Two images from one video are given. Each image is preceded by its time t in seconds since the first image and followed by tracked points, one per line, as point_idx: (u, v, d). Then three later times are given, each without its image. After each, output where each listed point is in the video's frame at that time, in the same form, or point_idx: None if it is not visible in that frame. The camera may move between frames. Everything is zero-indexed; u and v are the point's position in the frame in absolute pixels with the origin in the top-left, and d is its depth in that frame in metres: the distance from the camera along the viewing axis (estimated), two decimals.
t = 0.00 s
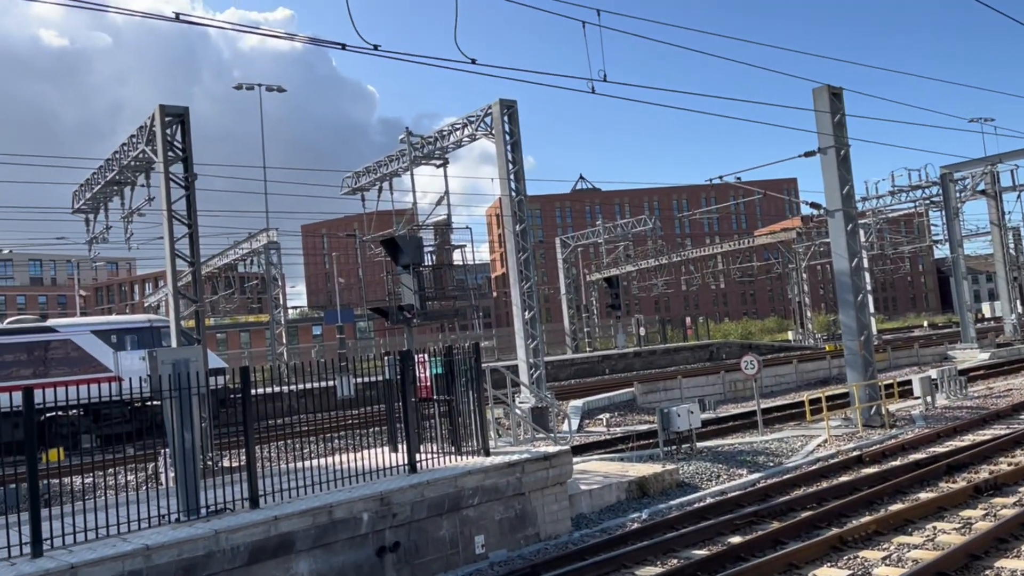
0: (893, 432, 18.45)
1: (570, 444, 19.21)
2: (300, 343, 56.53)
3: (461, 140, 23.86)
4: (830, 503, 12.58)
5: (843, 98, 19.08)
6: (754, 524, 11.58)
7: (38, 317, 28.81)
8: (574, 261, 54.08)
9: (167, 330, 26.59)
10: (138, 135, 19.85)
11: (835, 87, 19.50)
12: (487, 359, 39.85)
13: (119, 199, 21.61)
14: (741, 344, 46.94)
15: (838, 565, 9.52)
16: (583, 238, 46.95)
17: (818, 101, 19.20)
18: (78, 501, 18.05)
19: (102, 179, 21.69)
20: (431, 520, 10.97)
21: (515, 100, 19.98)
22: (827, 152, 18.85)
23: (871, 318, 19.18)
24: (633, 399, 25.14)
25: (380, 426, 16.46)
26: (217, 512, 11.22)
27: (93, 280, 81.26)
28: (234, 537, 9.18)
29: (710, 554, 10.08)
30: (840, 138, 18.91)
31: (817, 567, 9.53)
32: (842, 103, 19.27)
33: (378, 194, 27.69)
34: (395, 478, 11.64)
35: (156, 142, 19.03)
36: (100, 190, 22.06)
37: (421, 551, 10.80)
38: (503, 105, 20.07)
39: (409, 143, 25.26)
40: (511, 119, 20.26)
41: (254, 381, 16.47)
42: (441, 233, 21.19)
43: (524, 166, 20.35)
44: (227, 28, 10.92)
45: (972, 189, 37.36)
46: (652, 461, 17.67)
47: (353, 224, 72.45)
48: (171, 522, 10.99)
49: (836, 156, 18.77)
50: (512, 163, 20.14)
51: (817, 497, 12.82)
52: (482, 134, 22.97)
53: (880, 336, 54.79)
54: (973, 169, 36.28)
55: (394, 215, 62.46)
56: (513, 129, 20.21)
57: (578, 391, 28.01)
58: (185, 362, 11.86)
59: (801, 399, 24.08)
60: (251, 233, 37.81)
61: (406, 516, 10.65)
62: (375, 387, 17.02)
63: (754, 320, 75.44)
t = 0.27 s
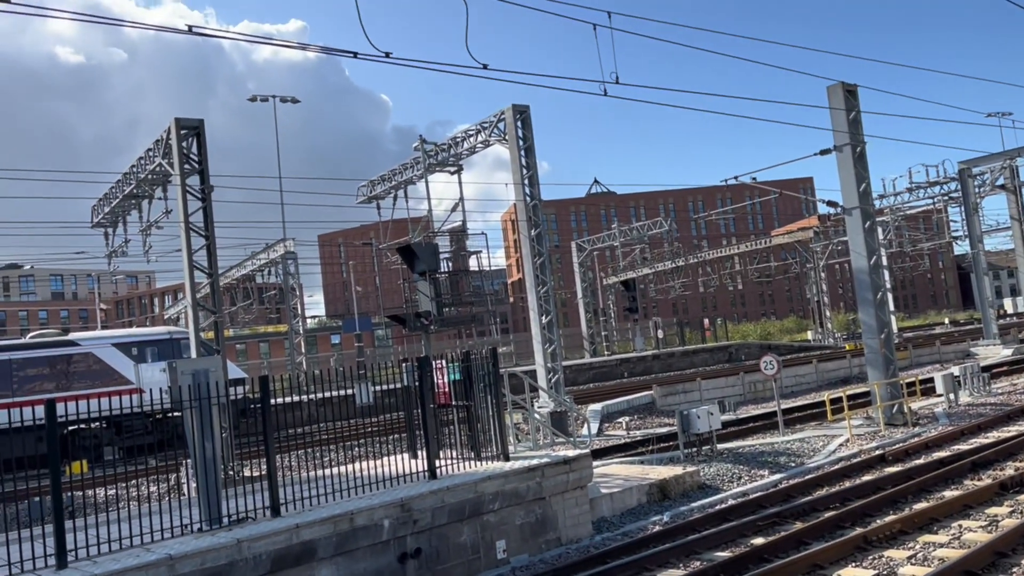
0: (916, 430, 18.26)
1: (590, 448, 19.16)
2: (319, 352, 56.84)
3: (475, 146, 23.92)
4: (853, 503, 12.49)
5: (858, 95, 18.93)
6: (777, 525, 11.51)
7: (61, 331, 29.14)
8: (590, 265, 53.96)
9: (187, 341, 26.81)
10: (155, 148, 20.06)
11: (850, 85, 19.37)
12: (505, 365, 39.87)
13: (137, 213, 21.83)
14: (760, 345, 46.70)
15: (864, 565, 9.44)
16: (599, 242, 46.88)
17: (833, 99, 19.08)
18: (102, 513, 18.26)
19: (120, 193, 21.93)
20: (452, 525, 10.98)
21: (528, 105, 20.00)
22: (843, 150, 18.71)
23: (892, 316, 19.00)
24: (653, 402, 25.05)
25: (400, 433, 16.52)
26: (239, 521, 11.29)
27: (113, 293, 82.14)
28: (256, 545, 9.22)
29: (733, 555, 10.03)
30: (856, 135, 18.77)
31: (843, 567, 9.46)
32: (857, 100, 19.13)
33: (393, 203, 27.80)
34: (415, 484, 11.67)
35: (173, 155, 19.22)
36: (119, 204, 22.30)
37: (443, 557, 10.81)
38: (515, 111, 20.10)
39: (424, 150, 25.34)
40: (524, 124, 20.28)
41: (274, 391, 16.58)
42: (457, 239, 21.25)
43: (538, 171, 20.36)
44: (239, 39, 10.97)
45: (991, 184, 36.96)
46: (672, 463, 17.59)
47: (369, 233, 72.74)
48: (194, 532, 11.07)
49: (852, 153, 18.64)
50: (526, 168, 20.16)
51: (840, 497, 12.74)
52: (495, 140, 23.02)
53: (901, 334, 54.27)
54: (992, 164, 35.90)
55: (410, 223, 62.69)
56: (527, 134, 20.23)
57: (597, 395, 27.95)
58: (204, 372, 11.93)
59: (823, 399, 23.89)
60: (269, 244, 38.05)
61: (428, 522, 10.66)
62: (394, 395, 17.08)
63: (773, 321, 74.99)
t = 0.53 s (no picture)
0: (934, 427, 18.12)
1: (605, 450, 19.11)
2: (333, 358, 57.01)
3: (485, 150, 23.94)
4: (871, 502, 12.43)
5: (868, 91, 18.82)
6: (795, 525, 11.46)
7: (77, 343, 29.35)
8: (602, 267, 53.85)
9: (202, 350, 26.95)
10: (166, 159, 20.19)
11: (860, 81, 19.25)
12: (519, 368, 39.84)
13: (150, 223, 21.97)
14: (775, 344, 46.50)
15: (884, 564, 9.39)
16: (611, 244, 46.80)
17: (843, 95, 18.96)
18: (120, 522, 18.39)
19: (133, 204, 22.09)
20: (469, 529, 10.98)
21: (536, 108, 20.00)
22: (854, 146, 18.58)
23: (907, 313, 18.85)
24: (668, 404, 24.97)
25: (415, 438, 16.55)
26: (256, 528, 11.32)
27: (128, 303, 82.66)
28: (273, 552, 9.24)
29: (752, 555, 10.00)
30: (867, 131, 18.63)
31: (862, 566, 9.41)
32: (868, 96, 19.01)
33: (404, 208, 27.85)
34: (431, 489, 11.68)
35: (185, 165, 19.35)
36: (132, 215, 22.46)
37: (460, 562, 10.81)
38: (524, 114, 20.10)
39: (433, 156, 25.39)
40: (533, 127, 20.28)
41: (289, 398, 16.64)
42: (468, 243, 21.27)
43: (548, 174, 20.35)
44: (247, 48, 11.01)
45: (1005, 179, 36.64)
46: (688, 465, 17.53)
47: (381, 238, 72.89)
48: (211, 540, 11.11)
49: (864, 150, 18.50)
50: (536, 171, 20.15)
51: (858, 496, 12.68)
52: (504, 143, 23.02)
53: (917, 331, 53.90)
54: (1006, 158, 35.59)
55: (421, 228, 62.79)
56: (536, 137, 20.22)
57: (612, 397, 27.89)
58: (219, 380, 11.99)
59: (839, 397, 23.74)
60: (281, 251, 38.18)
61: (444, 526, 10.67)
62: (408, 400, 17.12)
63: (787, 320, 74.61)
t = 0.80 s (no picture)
0: (946, 425, 18.02)
1: (615, 452, 19.07)
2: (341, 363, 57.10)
3: (490, 153, 23.97)
4: (883, 500, 12.42)
5: (874, 88, 18.79)
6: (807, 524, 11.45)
7: (87, 351, 29.48)
8: (609, 269, 53.81)
9: (211, 356, 27.04)
10: (174, 166, 20.29)
11: (865, 78, 19.22)
12: (527, 371, 39.79)
13: (158, 231, 22.05)
14: (784, 343, 46.36)
15: (898, 563, 9.38)
16: (617, 245, 46.74)
17: (848, 93, 18.93)
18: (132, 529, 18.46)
19: (141, 212, 22.20)
20: (480, 533, 10.97)
21: (541, 110, 20.01)
22: (861, 144, 18.54)
23: (916, 310, 18.77)
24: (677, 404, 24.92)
25: (424, 441, 16.56)
26: (266, 534, 11.33)
27: (138, 311, 83.06)
28: (284, 558, 9.25)
29: (764, 555, 10.00)
30: (873, 129, 18.60)
31: (876, 565, 9.40)
32: (873, 93, 18.97)
33: (411, 212, 27.88)
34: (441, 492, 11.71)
35: (191, 173, 19.45)
36: (140, 223, 22.57)
37: (471, 565, 10.79)
38: (530, 117, 20.13)
39: (439, 159, 25.42)
40: (538, 129, 20.30)
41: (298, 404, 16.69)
42: (475, 247, 21.28)
43: (554, 176, 20.36)
44: (253, 55, 11.05)
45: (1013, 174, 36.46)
46: (699, 465, 17.48)
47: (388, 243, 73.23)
48: (222, 546, 11.12)
49: (870, 147, 18.47)
50: (542, 173, 20.17)
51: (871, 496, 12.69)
52: (510, 146, 23.06)
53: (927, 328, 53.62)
54: (1014, 154, 35.44)
55: (428, 232, 62.86)
56: (541, 139, 20.24)
57: (621, 398, 27.84)
58: (228, 387, 12.01)
59: (849, 396, 23.65)
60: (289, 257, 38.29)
61: (454, 530, 10.67)
62: (417, 405, 17.12)
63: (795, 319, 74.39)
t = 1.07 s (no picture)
0: (952, 420, 17.96)
1: (620, 451, 19.06)
2: (346, 365, 57.13)
3: (492, 154, 23.98)
4: (889, 497, 12.42)
5: (875, 85, 18.75)
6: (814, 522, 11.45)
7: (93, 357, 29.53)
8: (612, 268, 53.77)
9: (216, 360, 27.08)
10: (176, 171, 20.32)
11: (867, 74, 19.18)
12: (532, 371, 39.75)
13: (161, 236, 22.08)
14: (789, 341, 46.27)
15: (904, 559, 9.37)
16: (620, 244, 46.67)
17: (850, 89, 18.90)
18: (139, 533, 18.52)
19: (144, 218, 22.25)
20: (486, 533, 10.98)
21: (542, 110, 20.00)
22: (863, 140, 18.52)
23: (921, 306, 18.73)
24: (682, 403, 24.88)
25: (429, 443, 16.59)
26: (273, 537, 11.35)
27: (143, 316, 83.27)
28: (291, 560, 9.26)
29: (770, 553, 9.99)
30: (876, 125, 18.57)
31: (883, 562, 9.40)
32: (875, 89, 18.93)
33: (414, 214, 27.90)
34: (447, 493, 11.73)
35: (194, 177, 19.50)
36: (143, 228, 22.60)
37: (477, 566, 10.80)
38: (531, 117, 20.13)
39: (441, 160, 25.42)
40: (540, 129, 20.30)
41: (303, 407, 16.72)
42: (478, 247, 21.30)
43: (556, 176, 20.35)
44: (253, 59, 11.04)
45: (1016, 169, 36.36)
46: (704, 464, 17.47)
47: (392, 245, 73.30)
48: (229, 549, 11.14)
49: (873, 143, 18.44)
50: (544, 173, 20.16)
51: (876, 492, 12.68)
52: (511, 147, 23.06)
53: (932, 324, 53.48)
54: (1016, 148, 35.35)
55: (431, 234, 62.89)
56: (543, 139, 20.23)
57: (626, 397, 27.82)
58: (233, 390, 12.03)
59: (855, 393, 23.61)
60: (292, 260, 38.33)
61: (460, 531, 10.68)
62: (422, 406, 17.15)
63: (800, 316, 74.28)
